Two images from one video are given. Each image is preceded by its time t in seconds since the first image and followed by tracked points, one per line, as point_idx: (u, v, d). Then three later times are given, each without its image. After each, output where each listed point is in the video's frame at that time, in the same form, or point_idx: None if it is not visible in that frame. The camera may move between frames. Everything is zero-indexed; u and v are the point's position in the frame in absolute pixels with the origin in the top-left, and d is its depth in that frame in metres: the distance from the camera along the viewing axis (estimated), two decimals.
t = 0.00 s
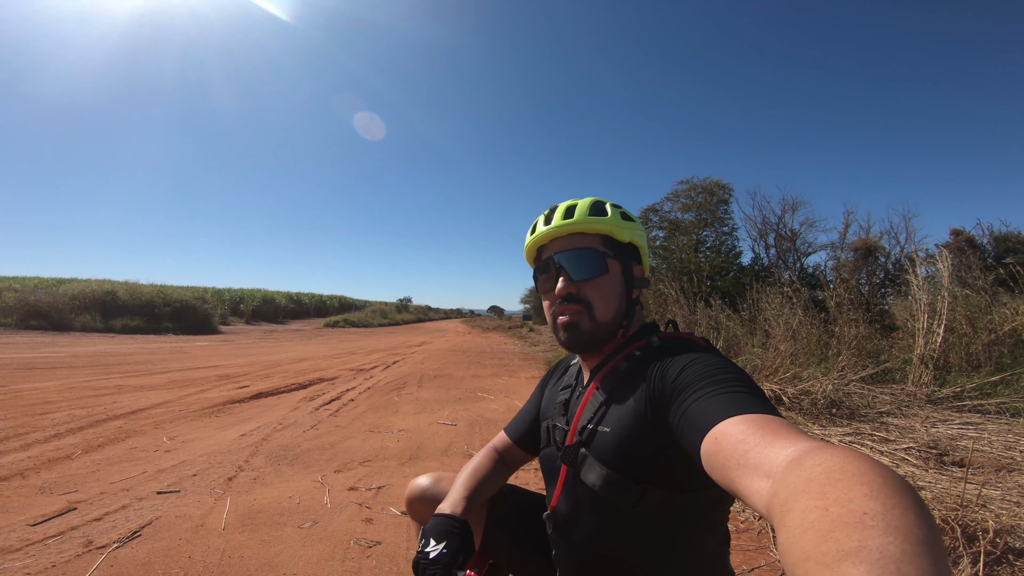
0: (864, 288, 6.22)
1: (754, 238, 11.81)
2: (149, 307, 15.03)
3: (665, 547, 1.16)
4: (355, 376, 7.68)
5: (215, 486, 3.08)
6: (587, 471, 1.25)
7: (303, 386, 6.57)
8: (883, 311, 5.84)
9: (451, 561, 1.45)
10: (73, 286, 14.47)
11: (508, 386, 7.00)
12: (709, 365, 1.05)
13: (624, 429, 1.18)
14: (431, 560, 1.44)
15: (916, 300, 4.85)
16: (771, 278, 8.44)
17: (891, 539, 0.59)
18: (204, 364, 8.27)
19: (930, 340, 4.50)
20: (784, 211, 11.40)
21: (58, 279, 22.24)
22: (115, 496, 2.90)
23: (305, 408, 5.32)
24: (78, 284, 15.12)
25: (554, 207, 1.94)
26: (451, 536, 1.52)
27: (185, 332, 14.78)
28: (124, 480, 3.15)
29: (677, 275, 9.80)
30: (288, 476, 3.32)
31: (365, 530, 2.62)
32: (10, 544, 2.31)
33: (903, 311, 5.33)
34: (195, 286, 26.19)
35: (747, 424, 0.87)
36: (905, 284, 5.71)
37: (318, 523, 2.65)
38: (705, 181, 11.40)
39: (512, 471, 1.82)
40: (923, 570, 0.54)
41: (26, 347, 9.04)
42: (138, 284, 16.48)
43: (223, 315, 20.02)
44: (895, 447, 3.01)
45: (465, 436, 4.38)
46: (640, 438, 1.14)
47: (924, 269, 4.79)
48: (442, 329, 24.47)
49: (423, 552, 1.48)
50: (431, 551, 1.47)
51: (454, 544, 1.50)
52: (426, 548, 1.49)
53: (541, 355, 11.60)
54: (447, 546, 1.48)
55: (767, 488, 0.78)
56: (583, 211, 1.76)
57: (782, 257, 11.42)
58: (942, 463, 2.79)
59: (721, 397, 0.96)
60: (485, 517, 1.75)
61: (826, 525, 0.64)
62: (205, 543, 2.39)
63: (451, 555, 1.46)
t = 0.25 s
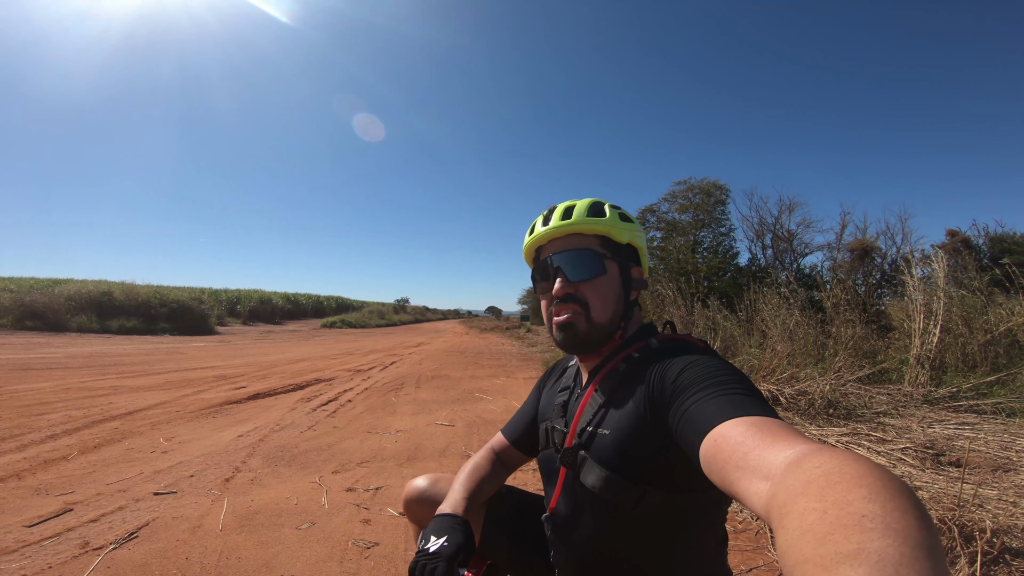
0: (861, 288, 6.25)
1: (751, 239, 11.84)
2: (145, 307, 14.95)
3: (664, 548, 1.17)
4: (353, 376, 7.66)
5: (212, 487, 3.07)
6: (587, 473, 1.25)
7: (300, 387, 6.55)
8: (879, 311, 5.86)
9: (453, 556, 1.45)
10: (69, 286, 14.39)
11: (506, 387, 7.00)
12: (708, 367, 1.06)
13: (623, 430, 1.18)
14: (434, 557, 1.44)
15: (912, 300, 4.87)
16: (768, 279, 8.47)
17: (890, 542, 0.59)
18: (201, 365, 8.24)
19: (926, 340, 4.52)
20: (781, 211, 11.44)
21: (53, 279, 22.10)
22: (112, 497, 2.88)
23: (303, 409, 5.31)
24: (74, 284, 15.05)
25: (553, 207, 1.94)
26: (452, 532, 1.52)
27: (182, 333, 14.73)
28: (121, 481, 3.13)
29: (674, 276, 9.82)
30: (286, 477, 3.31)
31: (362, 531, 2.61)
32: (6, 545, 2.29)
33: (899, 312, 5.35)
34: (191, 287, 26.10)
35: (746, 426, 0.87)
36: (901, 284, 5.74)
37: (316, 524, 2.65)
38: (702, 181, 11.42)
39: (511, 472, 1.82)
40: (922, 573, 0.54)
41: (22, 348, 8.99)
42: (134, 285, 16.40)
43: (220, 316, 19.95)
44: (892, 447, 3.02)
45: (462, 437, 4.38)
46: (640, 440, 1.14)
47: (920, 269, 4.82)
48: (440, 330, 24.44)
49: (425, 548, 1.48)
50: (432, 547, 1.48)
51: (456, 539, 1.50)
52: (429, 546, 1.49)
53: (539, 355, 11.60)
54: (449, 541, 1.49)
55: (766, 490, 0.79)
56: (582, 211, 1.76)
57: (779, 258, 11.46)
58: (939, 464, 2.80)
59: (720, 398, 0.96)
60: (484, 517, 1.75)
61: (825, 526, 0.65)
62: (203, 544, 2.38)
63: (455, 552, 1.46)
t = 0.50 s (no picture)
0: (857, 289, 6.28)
1: (748, 240, 11.89)
2: (142, 309, 14.88)
3: (665, 547, 1.17)
4: (350, 377, 7.64)
5: (209, 488, 3.06)
6: (587, 471, 1.24)
7: (298, 388, 6.54)
8: (876, 312, 5.89)
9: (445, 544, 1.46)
10: (65, 287, 14.32)
11: (504, 388, 6.99)
12: (707, 364, 1.06)
13: (622, 428, 1.18)
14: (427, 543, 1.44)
15: (908, 301, 4.90)
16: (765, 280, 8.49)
17: (892, 539, 0.60)
18: (198, 366, 8.21)
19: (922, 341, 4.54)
20: (778, 213, 11.49)
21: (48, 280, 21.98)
22: (108, 498, 2.87)
23: (300, 409, 5.29)
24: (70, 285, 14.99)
25: (553, 207, 1.94)
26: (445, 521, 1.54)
27: (179, 334, 14.68)
28: (117, 482, 3.11)
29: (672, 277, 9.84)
30: (283, 478, 3.30)
31: (360, 532, 2.60)
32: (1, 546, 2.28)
33: (896, 312, 5.37)
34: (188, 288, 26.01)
35: (746, 423, 0.87)
36: (897, 285, 5.77)
37: (314, 525, 2.64)
38: (699, 183, 11.46)
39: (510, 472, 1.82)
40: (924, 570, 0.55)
41: (18, 349, 8.94)
42: (131, 286, 16.34)
43: (217, 317, 19.87)
44: (890, 447, 3.04)
45: (461, 438, 4.37)
46: (639, 437, 1.14)
47: (916, 270, 4.85)
48: (437, 331, 24.41)
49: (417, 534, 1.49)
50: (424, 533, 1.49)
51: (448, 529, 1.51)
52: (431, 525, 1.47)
53: (537, 356, 11.60)
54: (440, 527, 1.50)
55: (766, 488, 0.79)
56: (568, 213, 1.76)
57: (777, 259, 11.50)
58: (936, 463, 2.81)
59: (719, 395, 0.96)
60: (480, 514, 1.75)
61: (827, 523, 0.65)
62: (200, 545, 2.37)
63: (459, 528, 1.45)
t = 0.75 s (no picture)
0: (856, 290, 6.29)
1: (748, 241, 11.90)
2: (141, 309, 14.86)
3: (658, 548, 1.17)
4: (349, 378, 7.63)
5: (208, 489, 3.05)
6: (580, 473, 1.25)
7: (297, 388, 6.53)
8: (875, 313, 5.89)
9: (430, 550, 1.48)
10: (65, 288, 14.30)
11: (503, 389, 6.99)
12: (699, 366, 1.06)
13: (615, 430, 1.18)
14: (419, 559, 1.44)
15: (907, 302, 4.90)
16: (765, 281, 8.52)
17: (881, 542, 0.60)
18: (197, 367, 8.20)
19: (921, 342, 4.55)
20: (777, 214, 11.50)
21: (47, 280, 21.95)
22: (107, 498, 2.86)
23: (299, 410, 5.29)
24: (70, 285, 14.98)
25: (549, 210, 1.95)
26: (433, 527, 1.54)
27: (178, 335, 14.66)
28: (116, 482, 3.10)
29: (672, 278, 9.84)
30: (282, 478, 3.30)
31: (359, 533, 2.60)
32: None
33: (895, 314, 5.38)
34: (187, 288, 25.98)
35: (738, 425, 0.87)
36: (896, 286, 5.78)
37: (313, 525, 2.63)
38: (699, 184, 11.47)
39: (506, 475, 1.81)
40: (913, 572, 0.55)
41: (17, 349, 8.93)
42: (130, 286, 16.32)
43: (216, 317, 19.85)
44: (889, 449, 3.04)
45: (459, 439, 4.37)
46: (632, 439, 1.14)
47: (915, 271, 4.85)
48: (437, 333, 24.39)
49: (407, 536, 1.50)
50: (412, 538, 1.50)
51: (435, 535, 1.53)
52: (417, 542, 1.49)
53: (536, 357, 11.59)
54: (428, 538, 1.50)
55: (757, 491, 0.79)
56: (558, 218, 1.77)
57: (776, 260, 11.51)
58: (935, 464, 2.82)
59: (711, 398, 0.96)
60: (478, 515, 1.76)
61: (817, 526, 0.65)
62: (198, 545, 2.36)
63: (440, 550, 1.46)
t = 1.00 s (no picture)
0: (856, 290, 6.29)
1: (747, 241, 11.91)
2: (141, 310, 14.86)
3: (661, 554, 1.17)
4: (350, 379, 7.63)
5: (209, 491, 3.05)
6: (583, 478, 1.25)
7: (297, 389, 6.53)
8: (875, 312, 5.89)
9: (442, 558, 1.45)
10: (64, 289, 14.30)
11: (503, 389, 6.99)
12: (701, 372, 1.05)
13: (618, 436, 1.18)
14: (423, 559, 1.43)
15: (907, 302, 4.91)
16: (764, 281, 8.53)
17: (883, 548, 0.60)
18: (197, 368, 8.20)
19: (921, 341, 4.55)
20: (777, 213, 11.51)
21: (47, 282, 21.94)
22: (108, 500, 2.86)
23: (300, 411, 5.28)
24: (69, 287, 14.97)
25: (549, 216, 1.95)
26: (444, 533, 1.51)
27: (177, 336, 14.66)
28: (117, 484, 3.10)
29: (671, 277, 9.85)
30: (283, 480, 3.30)
31: (361, 534, 2.60)
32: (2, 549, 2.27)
33: (895, 313, 5.38)
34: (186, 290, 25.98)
35: (740, 432, 0.87)
36: (896, 285, 5.78)
37: (314, 527, 2.63)
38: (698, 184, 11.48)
39: (507, 478, 1.81)
40: None
41: (17, 351, 8.93)
42: (129, 287, 16.32)
43: (216, 318, 19.86)
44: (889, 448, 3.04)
45: (460, 440, 4.37)
46: (634, 445, 1.14)
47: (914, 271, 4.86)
48: (436, 333, 24.40)
49: (414, 548, 1.47)
50: (421, 549, 1.47)
51: (446, 541, 1.49)
52: (418, 545, 1.48)
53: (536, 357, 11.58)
54: (438, 544, 1.47)
55: (759, 497, 0.79)
56: (559, 223, 1.77)
57: (776, 259, 11.51)
58: (935, 464, 2.82)
59: (713, 404, 0.96)
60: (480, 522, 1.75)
61: (818, 533, 0.65)
62: (200, 547, 2.36)
63: (443, 552, 1.46)
